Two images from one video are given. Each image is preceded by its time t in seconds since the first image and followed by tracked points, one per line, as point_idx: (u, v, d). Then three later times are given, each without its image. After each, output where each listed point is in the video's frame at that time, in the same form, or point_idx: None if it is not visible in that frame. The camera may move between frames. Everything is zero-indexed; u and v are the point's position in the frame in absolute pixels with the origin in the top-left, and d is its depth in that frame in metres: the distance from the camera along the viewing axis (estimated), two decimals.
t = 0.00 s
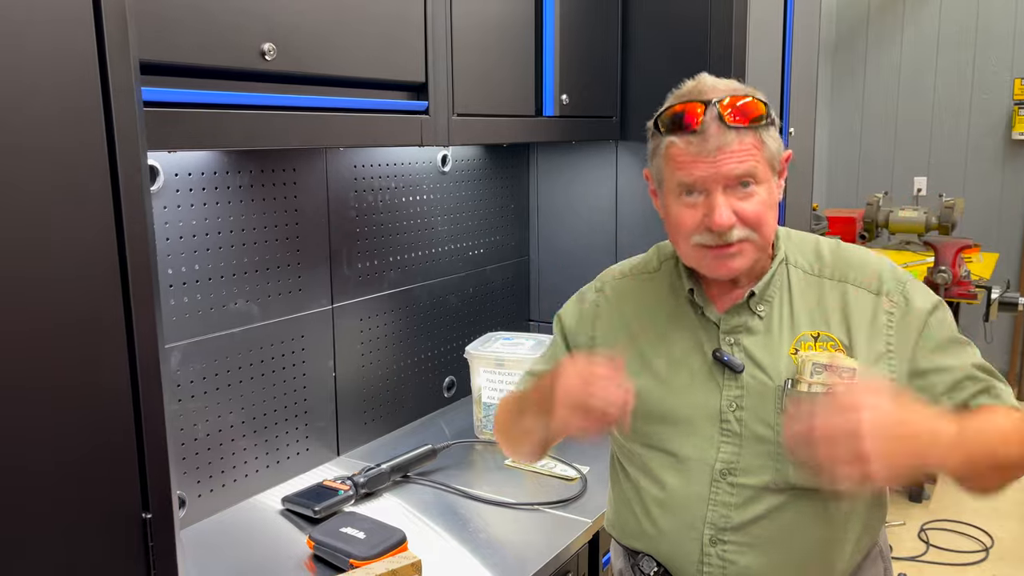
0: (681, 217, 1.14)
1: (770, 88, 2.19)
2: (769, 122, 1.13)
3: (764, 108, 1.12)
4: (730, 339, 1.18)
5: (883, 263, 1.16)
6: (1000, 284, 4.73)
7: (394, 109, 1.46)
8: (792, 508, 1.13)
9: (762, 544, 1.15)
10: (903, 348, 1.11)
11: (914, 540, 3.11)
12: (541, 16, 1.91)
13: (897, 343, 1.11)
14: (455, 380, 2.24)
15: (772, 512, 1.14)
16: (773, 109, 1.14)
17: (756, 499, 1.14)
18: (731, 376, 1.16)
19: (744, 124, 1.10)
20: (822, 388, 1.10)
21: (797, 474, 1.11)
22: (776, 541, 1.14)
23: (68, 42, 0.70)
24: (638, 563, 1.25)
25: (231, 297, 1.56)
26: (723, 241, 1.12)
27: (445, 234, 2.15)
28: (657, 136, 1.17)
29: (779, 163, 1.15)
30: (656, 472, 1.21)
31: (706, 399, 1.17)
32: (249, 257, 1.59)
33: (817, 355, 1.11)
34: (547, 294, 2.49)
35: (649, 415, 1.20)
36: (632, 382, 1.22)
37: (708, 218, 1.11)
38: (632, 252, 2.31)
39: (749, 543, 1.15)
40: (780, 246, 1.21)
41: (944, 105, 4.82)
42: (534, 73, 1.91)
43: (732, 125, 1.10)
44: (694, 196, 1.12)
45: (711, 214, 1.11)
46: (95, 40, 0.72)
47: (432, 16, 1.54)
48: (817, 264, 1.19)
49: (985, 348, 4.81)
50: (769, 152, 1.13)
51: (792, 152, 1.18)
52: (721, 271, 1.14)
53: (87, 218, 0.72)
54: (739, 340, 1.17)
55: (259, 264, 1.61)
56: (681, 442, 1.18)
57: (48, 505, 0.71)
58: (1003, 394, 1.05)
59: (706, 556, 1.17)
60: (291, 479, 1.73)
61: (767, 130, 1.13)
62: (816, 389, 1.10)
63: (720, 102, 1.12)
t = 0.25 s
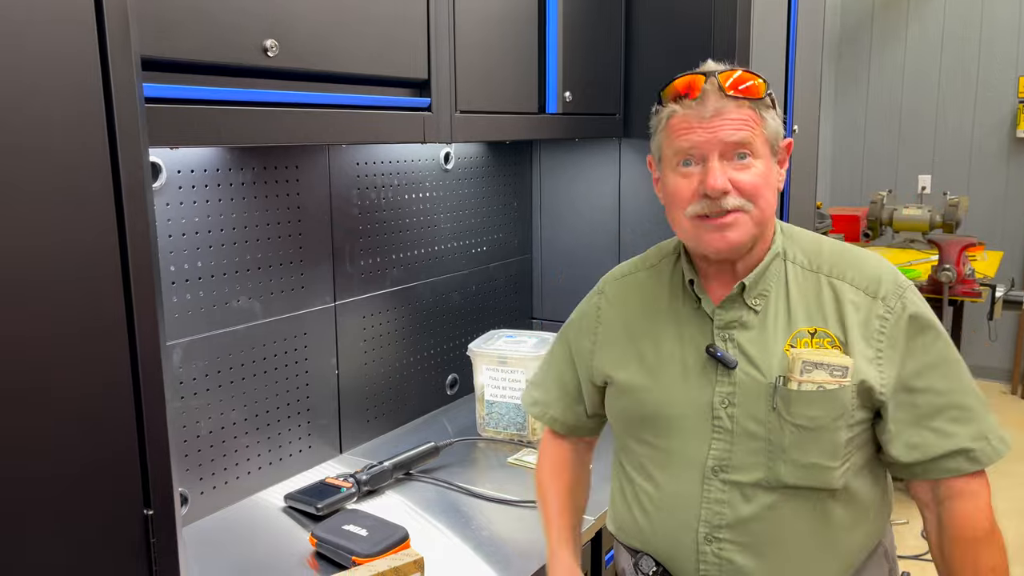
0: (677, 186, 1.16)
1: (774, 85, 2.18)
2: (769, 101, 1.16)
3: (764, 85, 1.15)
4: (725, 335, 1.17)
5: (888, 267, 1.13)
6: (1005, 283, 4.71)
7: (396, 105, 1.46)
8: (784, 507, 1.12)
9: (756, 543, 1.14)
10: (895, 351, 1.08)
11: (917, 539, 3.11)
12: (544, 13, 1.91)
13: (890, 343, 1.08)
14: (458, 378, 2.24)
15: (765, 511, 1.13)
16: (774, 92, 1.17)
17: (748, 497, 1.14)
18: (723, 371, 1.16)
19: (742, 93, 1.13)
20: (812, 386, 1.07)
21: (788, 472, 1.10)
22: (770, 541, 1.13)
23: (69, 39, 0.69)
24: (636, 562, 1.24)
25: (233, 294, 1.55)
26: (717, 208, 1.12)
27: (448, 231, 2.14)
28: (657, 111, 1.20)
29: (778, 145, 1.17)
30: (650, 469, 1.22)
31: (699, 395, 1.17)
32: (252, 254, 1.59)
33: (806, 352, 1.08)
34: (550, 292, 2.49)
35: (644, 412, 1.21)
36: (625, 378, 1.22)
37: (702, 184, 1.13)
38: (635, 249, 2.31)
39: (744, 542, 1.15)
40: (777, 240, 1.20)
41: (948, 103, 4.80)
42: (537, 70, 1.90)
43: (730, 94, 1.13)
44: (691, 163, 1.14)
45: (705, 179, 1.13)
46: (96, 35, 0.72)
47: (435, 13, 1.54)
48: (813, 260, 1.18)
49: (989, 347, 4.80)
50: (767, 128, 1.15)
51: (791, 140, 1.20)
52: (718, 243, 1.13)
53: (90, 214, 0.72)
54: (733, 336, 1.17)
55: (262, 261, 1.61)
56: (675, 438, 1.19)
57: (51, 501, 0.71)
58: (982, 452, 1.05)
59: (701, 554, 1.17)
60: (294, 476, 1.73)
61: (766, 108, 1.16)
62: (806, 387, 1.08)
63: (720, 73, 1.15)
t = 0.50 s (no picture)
0: (677, 176, 1.17)
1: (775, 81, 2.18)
2: (771, 94, 1.16)
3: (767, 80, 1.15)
4: (722, 329, 1.17)
5: (889, 259, 1.14)
6: (1007, 280, 4.71)
7: (397, 100, 1.46)
8: (777, 501, 1.12)
9: (751, 537, 1.14)
10: (896, 343, 1.09)
11: (918, 535, 3.11)
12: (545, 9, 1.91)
13: (891, 336, 1.09)
14: (459, 374, 2.24)
15: (760, 505, 1.13)
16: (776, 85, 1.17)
17: (744, 491, 1.14)
18: (721, 367, 1.15)
19: (743, 86, 1.13)
20: (810, 379, 1.08)
21: (783, 465, 1.11)
22: (765, 535, 1.13)
23: (69, 32, 0.70)
24: (632, 555, 1.25)
25: (234, 288, 1.56)
26: (714, 200, 1.13)
27: (449, 227, 2.15)
28: (660, 102, 1.21)
29: (778, 138, 1.17)
30: (646, 463, 1.23)
31: (696, 389, 1.17)
32: (253, 249, 1.59)
33: (804, 346, 1.09)
34: (551, 287, 2.49)
35: (641, 405, 1.22)
36: (624, 374, 1.24)
37: (701, 175, 1.14)
38: (636, 245, 2.31)
39: (737, 536, 1.15)
40: (776, 233, 1.20)
41: (951, 99, 4.80)
42: (538, 66, 1.90)
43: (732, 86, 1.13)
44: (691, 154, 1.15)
45: (704, 171, 1.13)
46: (96, 27, 0.72)
47: (436, 8, 1.54)
48: (813, 253, 1.18)
49: (991, 343, 4.79)
50: (767, 122, 1.15)
51: (792, 136, 1.21)
52: (714, 238, 1.14)
53: (90, 206, 0.72)
54: (730, 330, 1.17)
55: (263, 256, 1.61)
56: (672, 432, 1.19)
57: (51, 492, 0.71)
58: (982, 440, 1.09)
59: (696, 547, 1.17)
60: (295, 471, 1.74)
61: (768, 101, 1.16)
62: (803, 380, 1.08)
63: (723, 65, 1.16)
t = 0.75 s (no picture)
0: (680, 195, 1.17)
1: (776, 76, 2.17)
2: (774, 109, 1.14)
3: (770, 96, 1.14)
4: (724, 315, 1.20)
5: (883, 240, 1.18)
6: (1009, 276, 4.70)
7: (396, 94, 1.46)
8: (782, 480, 1.16)
9: (757, 517, 1.17)
10: (895, 319, 1.12)
11: (919, 531, 3.10)
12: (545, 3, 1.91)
13: (890, 313, 1.12)
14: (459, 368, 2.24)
15: (765, 485, 1.16)
16: (779, 96, 1.16)
17: (748, 473, 1.17)
18: (722, 351, 1.19)
19: (747, 110, 1.11)
20: (810, 358, 1.12)
21: (786, 444, 1.14)
22: (770, 513, 1.16)
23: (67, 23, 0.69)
24: (638, 543, 1.25)
25: (235, 283, 1.56)
26: (717, 222, 1.15)
27: (450, 222, 2.15)
28: (663, 115, 1.18)
29: (779, 150, 1.17)
30: (648, 448, 1.24)
31: (699, 373, 1.20)
32: (254, 243, 1.59)
33: (803, 326, 1.13)
34: (552, 282, 2.49)
35: (644, 390, 1.23)
36: (625, 359, 1.25)
37: (704, 200, 1.14)
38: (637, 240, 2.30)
39: (744, 517, 1.17)
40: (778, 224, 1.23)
41: (953, 95, 4.78)
42: (538, 61, 1.90)
43: (736, 110, 1.12)
44: (695, 177, 1.15)
45: (708, 197, 1.14)
46: (93, 19, 0.72)
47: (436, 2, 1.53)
48: (814, 243, 1.21)
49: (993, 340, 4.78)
50: (770, 139, 1.15)
51: (792, 139, 1.20)
52: (716, 254, 1.18)
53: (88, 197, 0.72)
54: (732, 316, 1.20)
55: (264, 250, 1.61)
56: (675, 417, 1.21)
57: (46, 482, 0.71)
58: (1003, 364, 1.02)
59: (702, 530, 1.19)
60: (296, 465, 1.74)
61: (771, 118, 1.15)
62: (804, 359, 1.12)
63: (726, 86, 1.13)
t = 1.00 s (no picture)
0: (674, 189, 1.16)
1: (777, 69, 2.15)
2: (770, 105, 1.13)
3: (766, 92, 1.12)
4: (722, 306, 1.20)
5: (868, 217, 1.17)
6: (1010, 271, 4.68)
7: (393, 87, 1.45)
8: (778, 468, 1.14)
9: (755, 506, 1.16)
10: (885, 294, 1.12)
11: (919, 527, 3.10)
12: None
13: (880, 289, 1.12)
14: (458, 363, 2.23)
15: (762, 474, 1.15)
16: (776, 91, 1.14)
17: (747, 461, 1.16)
18: (721, 342, 1.18)
19: (742, 107, 1.10)
20: (806, 343, 1.14)
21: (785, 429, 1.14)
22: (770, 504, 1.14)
23: (54, 10, 0.68)
24: (636, 533, 1.25)
25: (230, 277, 1.55)
26: (711, 217, 1.14)
27: (448, 216, 2.14)
28: (659, 111, 1.17)
29: (777, 144, 1.15)
30: (646, 437, 1.23)
31: (698, 363, 1.20)
32: (250, 237, 1.58)
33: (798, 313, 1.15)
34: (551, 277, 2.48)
35: (643, 377, 1.23)
36: (625, 348, 1.26)
37: (699, 194, 1.13)
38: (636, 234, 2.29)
39: (741, 505, 1.16)
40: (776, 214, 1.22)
41: (954, 90, 4.76)
42: (537, 53, 1.88)
43: (730, 108, 1.10)
44: (690, 172, 1.14)
45: (701, 192, 1.13)
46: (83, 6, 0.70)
47: None
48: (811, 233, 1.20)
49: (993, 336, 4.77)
50: (766, 134, 1.13)
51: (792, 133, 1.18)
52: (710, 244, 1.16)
53: (78, 187, 0.70)
54: (730, 307, 1.19)
55: (260, 244, 1.60)
56: (673, 407, 1.20)
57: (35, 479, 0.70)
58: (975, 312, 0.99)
59: (700, 519, 1.19)
60: (292, 460, 1.73)
61: (767, 113, 1.13)
62: (799, 345, 1.14)
63: (722, 82, 1.12)
